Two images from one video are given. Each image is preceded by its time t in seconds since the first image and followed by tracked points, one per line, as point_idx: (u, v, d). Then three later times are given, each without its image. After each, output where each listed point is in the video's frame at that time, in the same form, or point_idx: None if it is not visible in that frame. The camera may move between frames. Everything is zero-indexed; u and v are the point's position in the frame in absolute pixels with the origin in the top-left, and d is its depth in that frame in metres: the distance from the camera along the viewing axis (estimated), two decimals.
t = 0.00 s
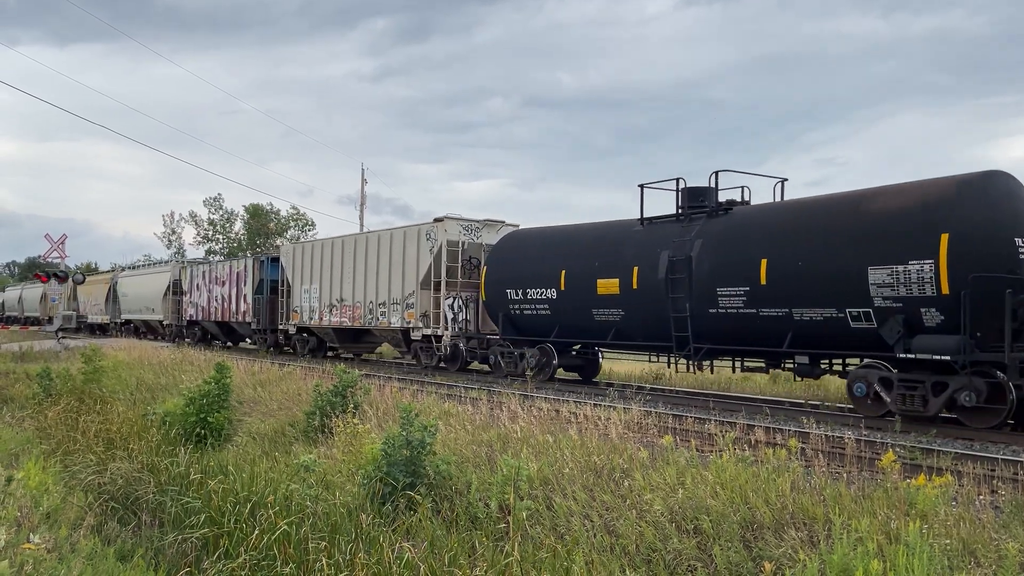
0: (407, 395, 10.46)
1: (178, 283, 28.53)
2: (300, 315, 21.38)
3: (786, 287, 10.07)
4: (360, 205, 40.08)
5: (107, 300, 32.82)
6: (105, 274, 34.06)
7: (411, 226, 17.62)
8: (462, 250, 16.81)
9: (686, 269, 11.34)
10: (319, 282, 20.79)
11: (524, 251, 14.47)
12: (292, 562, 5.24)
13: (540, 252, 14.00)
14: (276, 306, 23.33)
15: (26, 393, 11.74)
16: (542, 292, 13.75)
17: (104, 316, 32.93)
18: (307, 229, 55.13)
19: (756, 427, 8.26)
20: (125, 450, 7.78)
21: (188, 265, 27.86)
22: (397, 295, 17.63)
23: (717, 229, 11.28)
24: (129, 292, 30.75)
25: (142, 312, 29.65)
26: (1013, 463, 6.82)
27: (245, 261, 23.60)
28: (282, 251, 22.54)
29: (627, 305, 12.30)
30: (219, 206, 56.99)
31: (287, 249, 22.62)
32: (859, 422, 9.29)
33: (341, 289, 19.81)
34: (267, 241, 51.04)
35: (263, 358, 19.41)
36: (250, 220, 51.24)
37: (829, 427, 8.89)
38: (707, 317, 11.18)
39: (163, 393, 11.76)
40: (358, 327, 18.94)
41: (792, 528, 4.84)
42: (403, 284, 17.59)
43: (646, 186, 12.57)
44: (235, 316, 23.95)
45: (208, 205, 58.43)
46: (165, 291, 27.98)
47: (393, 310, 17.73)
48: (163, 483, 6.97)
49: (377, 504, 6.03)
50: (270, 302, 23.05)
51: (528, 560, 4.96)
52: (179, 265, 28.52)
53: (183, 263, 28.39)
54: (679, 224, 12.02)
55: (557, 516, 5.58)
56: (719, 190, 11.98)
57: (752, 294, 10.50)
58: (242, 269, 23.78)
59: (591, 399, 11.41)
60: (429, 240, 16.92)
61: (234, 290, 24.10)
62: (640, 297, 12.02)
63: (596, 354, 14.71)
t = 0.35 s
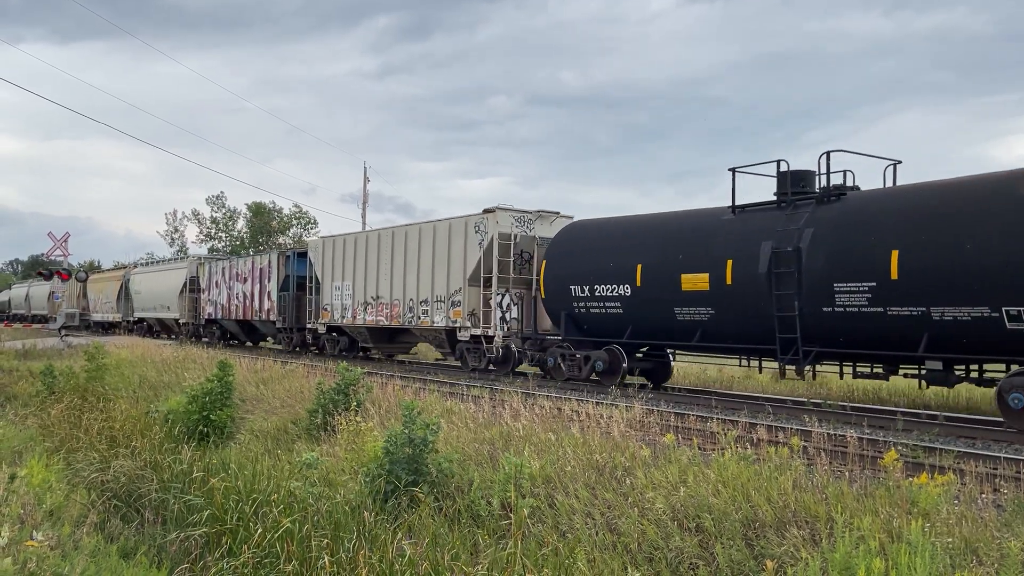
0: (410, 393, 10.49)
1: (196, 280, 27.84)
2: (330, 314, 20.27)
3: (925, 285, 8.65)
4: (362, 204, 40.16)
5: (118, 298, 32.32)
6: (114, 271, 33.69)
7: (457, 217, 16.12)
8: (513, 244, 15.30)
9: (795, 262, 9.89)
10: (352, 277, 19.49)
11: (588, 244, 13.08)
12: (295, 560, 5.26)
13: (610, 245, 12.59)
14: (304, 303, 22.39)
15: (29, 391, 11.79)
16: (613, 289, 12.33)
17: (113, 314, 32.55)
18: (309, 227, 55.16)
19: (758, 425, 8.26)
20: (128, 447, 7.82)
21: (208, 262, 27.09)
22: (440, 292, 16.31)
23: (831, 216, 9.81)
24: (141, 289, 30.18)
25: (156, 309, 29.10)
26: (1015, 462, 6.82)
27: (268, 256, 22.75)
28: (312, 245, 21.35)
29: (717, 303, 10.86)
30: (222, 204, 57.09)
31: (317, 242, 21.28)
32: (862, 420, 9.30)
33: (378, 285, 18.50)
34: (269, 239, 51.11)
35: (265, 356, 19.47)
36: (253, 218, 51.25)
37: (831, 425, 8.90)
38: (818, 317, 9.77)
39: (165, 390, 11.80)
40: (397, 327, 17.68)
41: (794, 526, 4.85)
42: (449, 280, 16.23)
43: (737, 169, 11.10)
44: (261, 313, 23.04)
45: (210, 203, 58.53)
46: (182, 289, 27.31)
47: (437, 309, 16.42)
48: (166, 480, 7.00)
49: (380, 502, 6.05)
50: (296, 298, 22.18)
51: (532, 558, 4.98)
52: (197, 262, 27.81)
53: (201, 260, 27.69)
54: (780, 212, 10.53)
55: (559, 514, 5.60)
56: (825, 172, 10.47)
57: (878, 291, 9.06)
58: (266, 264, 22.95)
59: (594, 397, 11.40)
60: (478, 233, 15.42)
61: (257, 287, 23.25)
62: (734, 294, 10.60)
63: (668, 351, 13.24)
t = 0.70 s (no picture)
0: (411, 391, 10.50)
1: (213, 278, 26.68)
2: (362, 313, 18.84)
3: None
4: (364, 203, 40.17)
5: (128, 295, 31.37)
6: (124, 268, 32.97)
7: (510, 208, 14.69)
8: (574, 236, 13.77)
9: (936, 254, 8.58)
10: (388, 273, 18.05)
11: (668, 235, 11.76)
12: (297, 558, 5.27)
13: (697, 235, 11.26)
14: (334, 302, 21.05)
15: (30, 389, 11.80)
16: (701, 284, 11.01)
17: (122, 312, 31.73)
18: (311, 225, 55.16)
19: (760, 424, 8.26)
20: (129, 446, 7.83)
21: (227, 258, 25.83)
22: (491, 290, 14.89)
23: (976, 200, 8.49)
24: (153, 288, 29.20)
25: (170, 308, 28.08)
26: (1017, 461, 6.81)
27: (293, 251, 21.42)
28: (342, 239, 19.99)
29: (834, 303, 9.54)
30: (224, 202, 57.13)
31: (349, 236, 19.85)
32: (863, 419, 9.29)
33: (418, 281, 17.05)
34: (271, 237, 51.11)
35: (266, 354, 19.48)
36: (255, 216, 51.23)
37: (833, 424, 8.89)
38: (962, 319, 8.49)
39: (166, 389, 11.81)
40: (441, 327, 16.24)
41: (796, 525, 4.84)
42: (500, 277, 14.81)
43: (855, 149, 9.75)
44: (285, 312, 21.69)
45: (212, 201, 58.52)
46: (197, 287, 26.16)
47: (486, 309, 15.00)
48: (168, 478, 7.02)
49: (381, 500, 6.05)
50: (324, 296, 20.81)
51: (533, 556, 4.99)
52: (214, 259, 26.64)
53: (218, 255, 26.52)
54: (910, 197, 9.16)
55: (560, 513, 5.60)
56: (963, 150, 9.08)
57: None
58: (291, 261, 21.61)
59: (595, 395, 11.36)
60: (535, 224, 13.99)
61: (281, 285, 21.93)
62: (856, 291, 9.30)
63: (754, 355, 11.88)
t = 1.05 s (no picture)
0: (412, 390, 10.50)
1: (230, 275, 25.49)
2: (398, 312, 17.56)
3: None
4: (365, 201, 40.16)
5: (140, 293, 30.29)
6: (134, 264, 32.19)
7: (573, 198, 13.50)
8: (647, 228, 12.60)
9: None
10: (429, 268, 16.77)
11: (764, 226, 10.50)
12: (298, 556, 5.27)
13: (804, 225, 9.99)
14: (366, 300, 19.81)
15: (32, 387, 11.82)
16: (811, 279, 9.76)
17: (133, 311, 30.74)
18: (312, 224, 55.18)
19: (761, 424, 8.24)
20: (130, 444, 7.84)
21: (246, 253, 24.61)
22: (550, 287, 13.73)
23: None
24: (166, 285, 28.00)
25: (184, 306, 26.87)
26: (1018, 460, 6.80)
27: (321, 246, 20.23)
28: (376, 233, 18.77)
29: (984, 300, 8.25)
30: (225, 201, 57.13)
31: (383, 228, 18.53)
32: (863, 418, 9.29)
33: (464, 277, 15.77)
34: (272, 236, 51.12)
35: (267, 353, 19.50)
36: (255, 214, 51.26)
37: (834, 423, 8.87)
38: None
39: (168, 387, 11.82)
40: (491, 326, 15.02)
41: (796, 525, 4.84)
42: (560, 273, 13.66)
43: (1001, 125, 8.36)
44: (312, 310, 20.46)
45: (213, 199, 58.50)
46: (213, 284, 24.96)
47: (544, 307, 13.85)
48: (169, 476, 7.03)
49: (381, 499, 6.05)
50: (354, 294, 19.55)
51: (535, 556, 4.99)
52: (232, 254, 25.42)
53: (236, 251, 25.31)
54: None
55: (561, 512, 5.60)
56: None
57: None
58: (319, 256, 20.39)
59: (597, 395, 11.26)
60: (604, 215, 12.81)
61: (307, 281, 20.72)
62: (1010, 291, 8.00)
63: (854, 357, 10.83)
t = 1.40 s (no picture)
0: (411, 389, 10.49)
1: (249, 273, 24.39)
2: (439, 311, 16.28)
3: None
4: (365, 200, 40.14)
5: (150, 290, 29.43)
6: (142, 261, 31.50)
7: (646, 185, 12.15)
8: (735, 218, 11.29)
9: None
10: (474, 264, 15.50)
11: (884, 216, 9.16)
12: (297, 554, 5.28)
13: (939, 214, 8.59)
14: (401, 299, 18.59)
15: (32, 385, 11.82)
16: (952, 276, 8.37)
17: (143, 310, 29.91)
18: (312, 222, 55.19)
19: (760, 424, 8.24)
20: (129, 442, 7.85)
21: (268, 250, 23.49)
22: (619, 286, 12.47)
23: None
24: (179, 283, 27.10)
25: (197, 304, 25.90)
26: (1017, 461, 6.80)
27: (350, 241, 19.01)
28: (412, 226, 17.49)
29: None
30: (224, 200, 57.08)
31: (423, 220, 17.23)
32: (862, 418, 9.29)
33: (517, 273, 14.49)
34: (272, 234, 51.08)
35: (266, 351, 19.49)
36: (255, 212, 51.26)
37: (834, 423, 8.86)
38: None
39: (167, 385, 11.82)
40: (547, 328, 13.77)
41: (795, 524, 4.84)
42: (631, 269, 12.40)
43: None
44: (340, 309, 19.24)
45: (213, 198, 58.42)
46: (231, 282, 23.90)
47: (611, 308, 12.62)
48: (168, 475, 7.04)
49: (381, 498, 6.06)
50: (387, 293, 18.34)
51: (533, 556, 5.00)
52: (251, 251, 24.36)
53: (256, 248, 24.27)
54: None
55: (560, 511, 5.60)
56: None
57: None
58: (347, 252, 19.19)
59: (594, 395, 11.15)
60: (685, 205, 11.47)
61: (335, 279, 19.54)
62: None
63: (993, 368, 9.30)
